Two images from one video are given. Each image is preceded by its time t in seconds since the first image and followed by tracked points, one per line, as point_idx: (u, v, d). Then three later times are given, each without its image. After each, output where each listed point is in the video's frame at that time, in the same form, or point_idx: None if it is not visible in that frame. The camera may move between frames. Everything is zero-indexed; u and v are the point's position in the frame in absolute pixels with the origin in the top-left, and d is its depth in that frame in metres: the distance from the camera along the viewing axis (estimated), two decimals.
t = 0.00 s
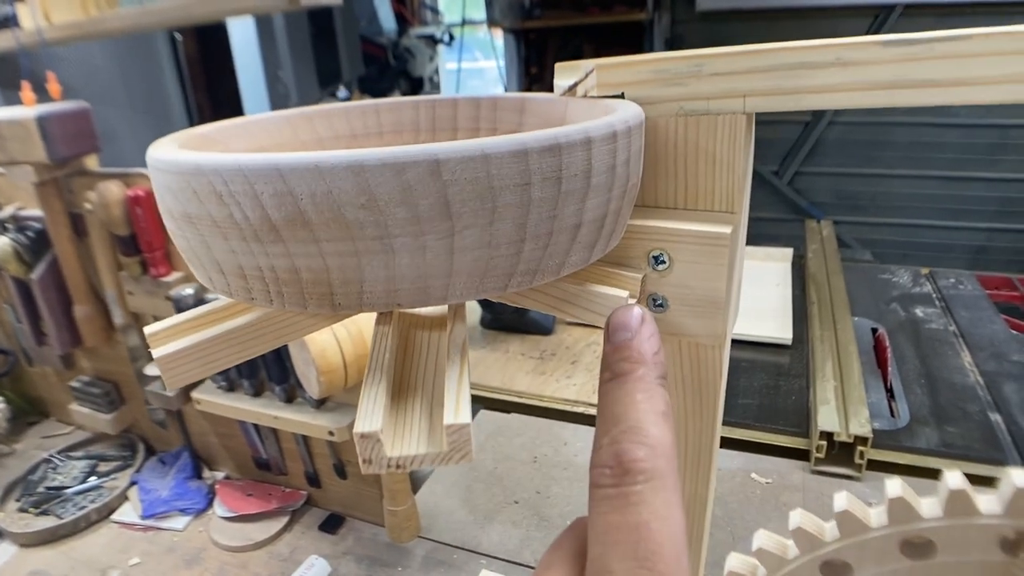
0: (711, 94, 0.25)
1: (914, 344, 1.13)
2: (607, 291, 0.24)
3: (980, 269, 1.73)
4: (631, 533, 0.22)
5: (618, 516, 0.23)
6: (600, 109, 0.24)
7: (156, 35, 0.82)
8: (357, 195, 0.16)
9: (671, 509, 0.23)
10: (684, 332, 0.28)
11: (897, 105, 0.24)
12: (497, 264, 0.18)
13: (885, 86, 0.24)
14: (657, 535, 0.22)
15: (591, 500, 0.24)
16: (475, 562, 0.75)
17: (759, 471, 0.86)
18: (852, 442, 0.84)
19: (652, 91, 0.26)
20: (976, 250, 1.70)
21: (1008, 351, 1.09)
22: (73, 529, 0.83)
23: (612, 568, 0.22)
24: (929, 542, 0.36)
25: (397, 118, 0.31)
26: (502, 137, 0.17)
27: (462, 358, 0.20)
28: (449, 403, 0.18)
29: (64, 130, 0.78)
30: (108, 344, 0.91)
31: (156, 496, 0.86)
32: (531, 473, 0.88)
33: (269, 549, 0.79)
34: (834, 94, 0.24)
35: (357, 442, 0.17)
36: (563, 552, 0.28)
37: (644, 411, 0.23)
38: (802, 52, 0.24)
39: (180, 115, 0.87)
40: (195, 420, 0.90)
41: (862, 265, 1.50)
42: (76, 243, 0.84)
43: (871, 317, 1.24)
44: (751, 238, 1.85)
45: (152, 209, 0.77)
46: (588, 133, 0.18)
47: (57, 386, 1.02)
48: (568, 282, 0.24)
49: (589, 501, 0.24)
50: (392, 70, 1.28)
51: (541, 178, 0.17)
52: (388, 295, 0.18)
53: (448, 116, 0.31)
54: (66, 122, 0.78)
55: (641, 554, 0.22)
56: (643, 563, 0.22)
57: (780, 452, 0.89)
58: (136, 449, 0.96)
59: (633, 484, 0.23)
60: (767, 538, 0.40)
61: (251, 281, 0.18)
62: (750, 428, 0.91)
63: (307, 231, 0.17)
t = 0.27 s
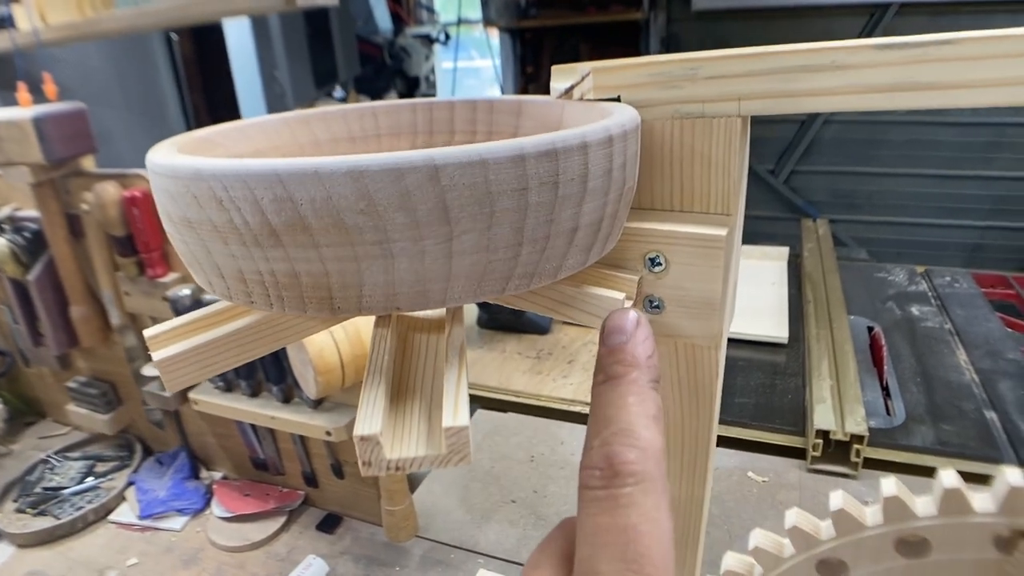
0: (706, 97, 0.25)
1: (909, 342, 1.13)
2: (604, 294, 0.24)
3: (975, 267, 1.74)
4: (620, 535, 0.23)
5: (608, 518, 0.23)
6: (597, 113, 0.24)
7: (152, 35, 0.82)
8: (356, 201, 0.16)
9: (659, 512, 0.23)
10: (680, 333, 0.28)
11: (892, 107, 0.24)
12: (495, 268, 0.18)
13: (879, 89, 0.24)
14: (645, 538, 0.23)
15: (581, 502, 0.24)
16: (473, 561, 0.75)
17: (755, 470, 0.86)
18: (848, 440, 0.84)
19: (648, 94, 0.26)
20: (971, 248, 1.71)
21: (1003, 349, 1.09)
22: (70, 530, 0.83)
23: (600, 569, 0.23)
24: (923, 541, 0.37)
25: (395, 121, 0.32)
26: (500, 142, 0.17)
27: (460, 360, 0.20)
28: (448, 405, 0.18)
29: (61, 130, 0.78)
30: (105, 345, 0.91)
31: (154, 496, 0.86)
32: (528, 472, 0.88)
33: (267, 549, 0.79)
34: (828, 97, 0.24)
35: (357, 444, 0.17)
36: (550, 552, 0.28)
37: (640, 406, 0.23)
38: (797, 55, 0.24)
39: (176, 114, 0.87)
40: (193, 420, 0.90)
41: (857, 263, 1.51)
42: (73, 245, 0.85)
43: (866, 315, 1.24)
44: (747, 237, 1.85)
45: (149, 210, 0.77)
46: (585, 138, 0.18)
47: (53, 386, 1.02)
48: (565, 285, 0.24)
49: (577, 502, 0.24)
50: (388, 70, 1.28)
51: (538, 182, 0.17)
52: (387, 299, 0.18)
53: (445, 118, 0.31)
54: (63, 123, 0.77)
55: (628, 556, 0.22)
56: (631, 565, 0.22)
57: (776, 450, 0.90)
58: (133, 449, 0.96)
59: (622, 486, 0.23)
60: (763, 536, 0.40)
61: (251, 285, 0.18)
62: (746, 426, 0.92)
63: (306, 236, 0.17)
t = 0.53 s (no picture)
0: (699, 101, 0.25)
1: (908, 341, 1.13)
2: (597, 297, 0.24)
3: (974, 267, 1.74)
4: None
5: None
6: (589, 117, 0.24)
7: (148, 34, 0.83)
8: (343, 207, 0.16)
9: None
10: (673, 337, 0.28)
11: (886, 111, 0.24)
12: (484, 274, 0.18)
13: (872, 93, 0.24)
14: None
15: None
16: (471, 563, 0.75)
17: (754, 471, 0.86)
18: (846, 440, 0.84)
19: (640, 98, 0.26)
20: (970, 248, 1.71)
21: (1001, 348, 1.09)
22: (67, 532, 0.83)
23: None
24: (920, 544, 0.36)
25: (388, 124, 0.31)
26: (489, 148, 0.17)
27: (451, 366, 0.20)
28: (437, 413, 0.18)
29: (56, 131, 0.78)
30: (103, 346, 0.91)
31: (151, 498, 0.86)
32: (526, 473, 0.88)
33: (264, 551, 0.79)
34: (822, 100, 0.24)
35: (346, 453, 0.17)
36: None
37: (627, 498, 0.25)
38: (790, 58, 0.24)
39: (172, 113, 0.88)
40: (190, 422, 0.90)
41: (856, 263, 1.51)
42: (69, 246, 0.84)
43: (864, 315, 1.24)
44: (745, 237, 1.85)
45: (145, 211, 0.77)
46: (575, 144, 0.18)
47: (50, 389, 1.01)
48: (557, 290, 0.24)
49: None
50: (386, 70, 1.28)
51: (528, 188, 0.17)
52: (376, 306, 0.18)
53: (439, 122, 0.31)
54: (58, 123, 0.77)
55: None
56: None
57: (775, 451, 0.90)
58: (130, 451, 0.96)
59: None
60: (759, 539, 0.40)
61: (239, 292, 0.18)
62: (743, 427, 0.91)
63: (293, 243, 0.17)
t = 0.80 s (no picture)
0: (711, 97, 0.25)
1: (912, 341, 1.13)
2: (611, 294, 0.24)
3: (977, 266, 1.73)
4: None
5: None
6: (600, 113, 0.24)
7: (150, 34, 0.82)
8: (359, 201, 0.16)
9: None
10: (684, 334, 0.28)
11: (898, 107, 0.23)
12: (500, 269, 0.18)
13: (885, 89, 0.23)
14: None
15: None
16: (475, 563, 0.75)
17: (758, 470, 0.86)
18: (851, 440, 0.84)
19: (652, 94, 0.26)
20: (972, 247, 1.71)
21: (1005, 348, 1.09)
22: (70, 534, 0.83)
23: None
24: (931, 542, 0.36)
25: (396, 122, 0.31)
26: (505, 142, 0.17)
27: (465, 363, 0.20)
28: (453, 411, 0.18)
29: (58, 130, 0.77)
30: (105, 347, 0.91)
31: (155, 499, 0.86)
32: (530, 473, 0.88)
33: (268, 552, 0.79)
34: (835, 96, 0.24)
35: (361, 451, 0.17)
36: None
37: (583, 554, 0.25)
38: (803, 53, 0.24)
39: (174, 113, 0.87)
40: (193, 423, 0.89)
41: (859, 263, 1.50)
42: (72, 247, 0.84)
43: (868, 314, 1.24)
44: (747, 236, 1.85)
45: (148, 211, 0.77)
46: (591, 138, 0.18)
47: (53, 390, 1.01)
48: (571, 287, 0.24)
49: None
50: (388, 71, 1.29)
51: (544, 183, 0.17)
52: (391, 301, 0.17)
53: (447, 119, 0.31)
54: (60, 123, 0.77)
55: None
56: None
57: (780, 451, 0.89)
58: (133, 452, 0.96)
59: None
60: (769, 538, 0.40)
61: (252, 288, 0.18)
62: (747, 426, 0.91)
63: (307, 238, 0.16)
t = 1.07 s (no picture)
0: (742, 103, 0.25)
1: (911, 340, 1.14)
2: (645, 298, 0.24)
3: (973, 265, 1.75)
4: None
5: None
6: (633, 119, 0.25)
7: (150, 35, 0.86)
8: (416, 208, 0.16)
9: None
10: (712, 337, 0.28)
11: (925, 114, 0.24)
12: (548, 275, 0.18)
13: (914, 97, 0.24)
14: None
15: None
16: (482, 563, 0.75)
17: (761, 469, 0.86)
18: (854, 439, 0.85)
19: (683, 99, 0.26)
20: (969, 246, 1.72)
21: (1003, 347, 1.10)
22: (74, 535, 0.82)
23: None
24: (946, 540, 0.37)
25: (422, 126, 0.31)
26: (556, 149, 0.17)
27: (509, 366, 0.20)
28: (503, 414, 0.18)
29: (63, 131, 0.77)
30: (108, 347, 0.91)
31: (159, 500, 0.86)
32: (535, 473, 0.88)
33: (274, 553, 0.79)
34: (865, 103, 0.24)
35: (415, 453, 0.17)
36: None
37: None
38: (834, 61, 0.24)
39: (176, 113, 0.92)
40: (197, 424, 0.89)
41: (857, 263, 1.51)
42: (76, 247, 0.84)
43: (867, 314, 1.25)
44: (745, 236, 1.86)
45: (154, 212, 0.77)
46: (636, 145, 0.18)
47: (54, 390, 1.01)
48: (605, 291, 0.25)
49: None
50: (385, 70, 1.29)
51: (593, 190, 0.17)
52: (441, 306, 0.18)
53: (473, 122, 0.31)
54: (64, 123, 0.77)
55: None
56: None
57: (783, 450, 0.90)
58: (136, 453, 0.96)
59: None
60: (785, 537, 0.40)
61: (301, 293, 0.18)
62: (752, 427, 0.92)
63: (363, 244, 0.17)
